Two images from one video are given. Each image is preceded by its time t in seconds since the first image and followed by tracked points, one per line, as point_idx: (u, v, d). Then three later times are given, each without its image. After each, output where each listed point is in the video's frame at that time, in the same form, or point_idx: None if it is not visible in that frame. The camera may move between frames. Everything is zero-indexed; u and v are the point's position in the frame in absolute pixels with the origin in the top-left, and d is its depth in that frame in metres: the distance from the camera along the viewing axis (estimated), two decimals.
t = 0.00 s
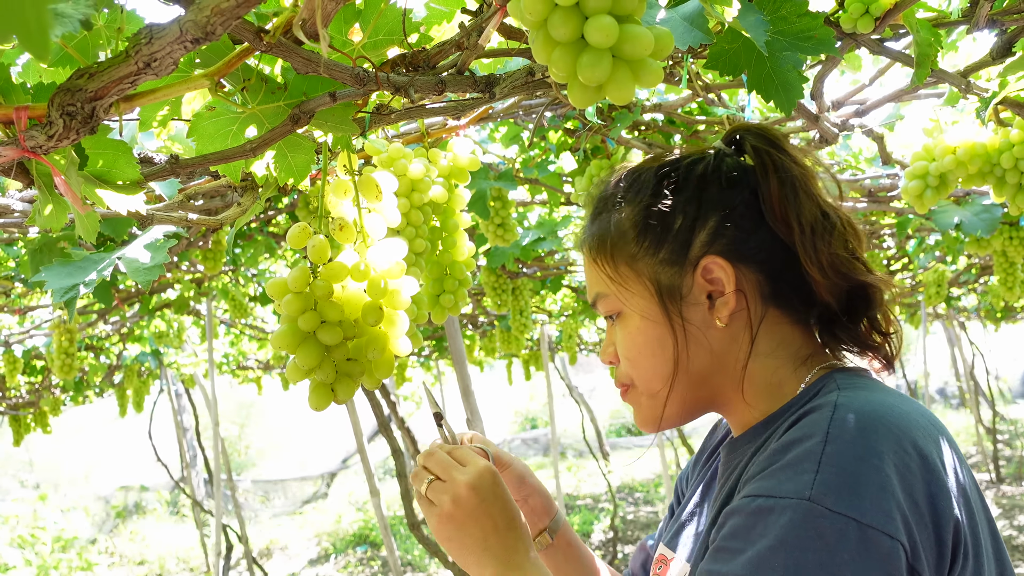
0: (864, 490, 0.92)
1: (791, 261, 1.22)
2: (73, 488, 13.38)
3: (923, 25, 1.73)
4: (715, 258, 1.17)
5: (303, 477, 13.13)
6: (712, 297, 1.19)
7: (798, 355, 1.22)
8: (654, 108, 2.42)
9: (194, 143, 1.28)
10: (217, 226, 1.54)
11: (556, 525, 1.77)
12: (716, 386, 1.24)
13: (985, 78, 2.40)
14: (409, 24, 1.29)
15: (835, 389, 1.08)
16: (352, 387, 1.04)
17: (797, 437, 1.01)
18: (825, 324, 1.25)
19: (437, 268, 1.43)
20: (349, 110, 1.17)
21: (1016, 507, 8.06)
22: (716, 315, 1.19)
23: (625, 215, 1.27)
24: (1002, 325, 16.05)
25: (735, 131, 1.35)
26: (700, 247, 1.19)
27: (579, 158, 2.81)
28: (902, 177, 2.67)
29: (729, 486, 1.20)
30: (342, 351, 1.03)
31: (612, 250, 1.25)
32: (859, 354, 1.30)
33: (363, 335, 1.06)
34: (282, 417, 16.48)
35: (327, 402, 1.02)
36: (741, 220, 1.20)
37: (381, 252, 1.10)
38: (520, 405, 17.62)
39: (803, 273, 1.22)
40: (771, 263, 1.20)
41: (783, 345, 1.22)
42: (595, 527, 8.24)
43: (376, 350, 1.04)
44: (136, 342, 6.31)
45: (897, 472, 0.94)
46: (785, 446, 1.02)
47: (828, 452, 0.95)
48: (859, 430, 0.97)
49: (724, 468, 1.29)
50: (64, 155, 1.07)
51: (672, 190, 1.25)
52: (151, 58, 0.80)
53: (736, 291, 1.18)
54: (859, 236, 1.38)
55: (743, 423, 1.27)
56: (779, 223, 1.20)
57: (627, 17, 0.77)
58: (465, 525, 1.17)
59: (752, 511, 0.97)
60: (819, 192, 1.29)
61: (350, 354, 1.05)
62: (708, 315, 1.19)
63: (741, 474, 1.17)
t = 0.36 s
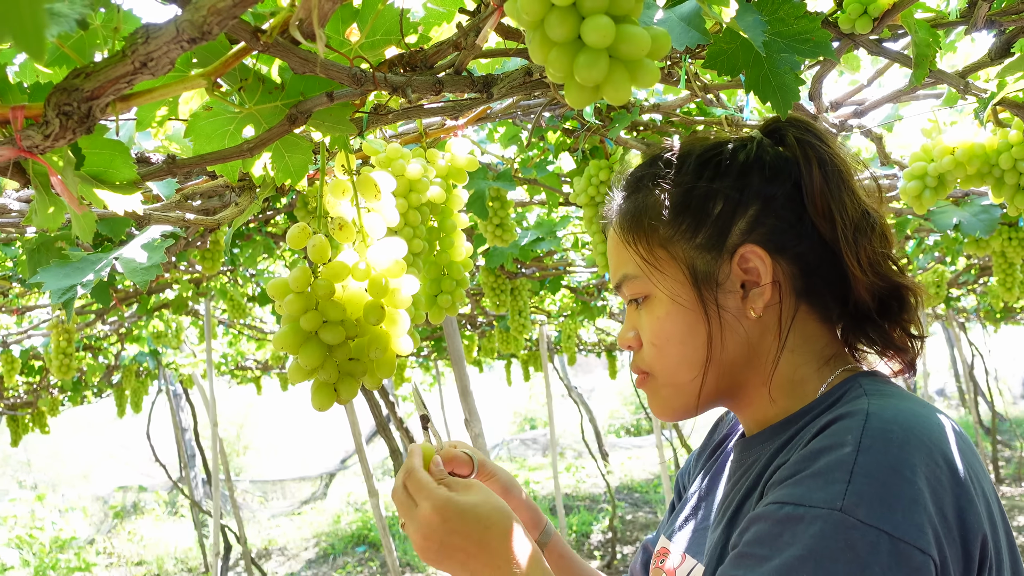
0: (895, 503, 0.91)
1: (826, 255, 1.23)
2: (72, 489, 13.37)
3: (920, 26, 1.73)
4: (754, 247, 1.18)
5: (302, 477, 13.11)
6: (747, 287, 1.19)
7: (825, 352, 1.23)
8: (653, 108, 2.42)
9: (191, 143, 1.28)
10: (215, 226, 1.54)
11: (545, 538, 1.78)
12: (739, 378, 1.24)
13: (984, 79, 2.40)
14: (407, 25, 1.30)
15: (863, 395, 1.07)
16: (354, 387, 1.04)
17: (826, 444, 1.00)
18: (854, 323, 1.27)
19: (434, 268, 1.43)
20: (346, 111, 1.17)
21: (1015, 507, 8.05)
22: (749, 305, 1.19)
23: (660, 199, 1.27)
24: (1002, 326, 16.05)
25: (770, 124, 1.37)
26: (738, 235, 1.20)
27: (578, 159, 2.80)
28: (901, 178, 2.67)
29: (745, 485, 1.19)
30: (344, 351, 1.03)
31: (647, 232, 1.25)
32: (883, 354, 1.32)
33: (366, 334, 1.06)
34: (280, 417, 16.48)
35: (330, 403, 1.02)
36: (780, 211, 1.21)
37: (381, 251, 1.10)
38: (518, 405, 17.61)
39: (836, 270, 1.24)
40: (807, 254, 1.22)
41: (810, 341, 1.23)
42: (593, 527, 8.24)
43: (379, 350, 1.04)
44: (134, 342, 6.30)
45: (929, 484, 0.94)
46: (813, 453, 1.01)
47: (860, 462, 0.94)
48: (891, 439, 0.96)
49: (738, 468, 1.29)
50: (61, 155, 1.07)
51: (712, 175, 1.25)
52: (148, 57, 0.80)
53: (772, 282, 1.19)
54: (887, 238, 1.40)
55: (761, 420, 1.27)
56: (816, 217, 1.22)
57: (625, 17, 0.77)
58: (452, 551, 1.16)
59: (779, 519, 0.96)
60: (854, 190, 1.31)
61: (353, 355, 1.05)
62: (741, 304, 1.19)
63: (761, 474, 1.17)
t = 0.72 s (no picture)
0: (901, 508, 0.91)
1: (833, 253, 1.23)
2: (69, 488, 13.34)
3: (920, 26, 1.73)
4: (761, 245, 1.18)
5: (299, 476, 13.11)
6: (753, 286, 1.20)
7: (831, 351, 1.24)
8: (652, 108, 2.42)
9: (190, 142, 1.28)
10: (213, 224, 1.54)
11: (554, 538, 1.77)
12: (745, 378, 1.24)
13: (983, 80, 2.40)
14: (406, 23, 1.30)
15: (868, 398, 1.07)
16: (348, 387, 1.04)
17: (831, 448, 1.00)
18: (861, 321, 1.27)
19: (433, 267, 1.43)
20: (345, 110, 1.16)
21: (1012, 508, 8.07)
22: (756, 304, 1.20)
23: (666, 197, 1.27)
24: (1000, 327, 16.08)
25: (777, 120, 1.36)
26: (746, 234, 1.20)
27: (577, 158, 2.80)
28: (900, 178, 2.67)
29: (749, 485, 1.20)
30: (339, 350, 1.03)
31: (653, 231, 1.25)
32: (889, 351, 1.32)
33: (361, 334, 1.06)
34: (278, 416, 16.46)
35: (322, 402, 1.02)
36: (787, 209, 1.21)
37: (377, 251, 1.10)
38: (517, 405, 17.60)
39: (843, 269, 1.24)
40: (814, 252, 1.22)
41: (816, 340, 1.23)
42: (592, 527, 8.25)
43: (373, 351, 1.04)
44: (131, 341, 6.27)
45: (935, 489, 0.94)
46: (818, 456, 1.01)
47: (866, 468, 0.94)
48: (897, 444, 0.96)
49: (743, 467, 1.29)
50: (60, 153, 1.06)
51: (719, 173, 1.25)
52: (147, 55, 0.79)
53: (779, 281, 1.19)
54: (892, 236, 1.40)
55: (766, 420, 1.28)
56: (823, 215, 1.22)
57: (625, 17, 0.77)
58: (459, 545, 1.16)
59: (784, 522, 0.96)
60: (861, 188, 1.31)
61: (347, 355, 1.04)
62: (747, 303, 1.20)
63: (765, 475, 1.17)
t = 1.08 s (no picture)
0: (902, 503, 0.91)
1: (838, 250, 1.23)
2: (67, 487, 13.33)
3: (919, 25, 1.73)
4: (766, 242, 1.18)
5: (298, 475, 13.11)
6: (758, 282, 1.19)
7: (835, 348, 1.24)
8: (651, 107, 2.42)
9: (189, 142, 1.28)
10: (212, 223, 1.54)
11: (548, 535, 1.77)
12: (749, 375, 1.24)
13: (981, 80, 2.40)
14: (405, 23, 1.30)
15: (870, 394, 1.07)
16: (352, 386, 1.04)
17: (832, 444, 1.00)
18: (865, 320, 1.27)
19: (432, 266, 1.42)
20: (344, 109, 1.16)
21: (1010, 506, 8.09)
22: (760, 300, 1.19)
23: (672, 192, 1.27)
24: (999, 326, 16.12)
25: (785, 117, 1.36)
26: (751, 230, 1.20)
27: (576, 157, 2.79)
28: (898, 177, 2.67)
29: (751, 482, 1.20)
30: (343, 348, 1.03)
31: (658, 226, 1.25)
32: (893, 348, 1.32)
33: (365, 331, 1.06)
34: (277, 414, 16.46)
35: (328, 402, 1.02)
36: (793, 206, 1.21)
37: (379, 248, 1.09)
38: (515, 403, 17.61)
39: (849, 267, 1.24)
40: (819, 249, 1.21)
41: (820, 337, 1.23)
42: (590, 526, 8.26)
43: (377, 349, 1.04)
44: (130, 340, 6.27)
45: (935, 484, 0.94)
46: (819, 452, 1.01)
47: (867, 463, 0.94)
48: (898, 440, 0.96)
49: (745, 464, 1.29)
50: (59, 153, 1.06)
51: (724, 169, 1.25)
52: (146, 55, 0.79)
53: (784, 277, 1.19)
54: (899, 234, 1.40)
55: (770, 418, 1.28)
56: (829, 212, 1.22)
57: (625, 17, 0.77)
58: (456, 527, 1.18)
59: (785, 517, 0.96)
60: (867, 186, 1.31)
61: (351, 353, 1.04)
62: (752, 299, 1.20)
63: (767, 472, 1.17)
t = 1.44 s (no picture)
0: (896, 501, 0.91)
1: (839, 248, 1.23)
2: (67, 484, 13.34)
3: (918, 24, 1.73)
4: (767, 236, 1.18)
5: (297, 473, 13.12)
6: (758, 277, 1.20)
7: (833, 346, 1.24)
8: (649, 106, 2.43)
9: (187, 139, 1.28)
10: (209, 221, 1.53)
11: (542, 537, 1.76)
12: (746, 370, 1.24)
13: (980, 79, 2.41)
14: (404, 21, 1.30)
15: (868, 393, 1.07)
16: (344, 385, 1.04)
17: (828, 442, 1.00)
18: (865, 318, 1.27)
19: (430, 265, 1.42)
20: (342, 107, 1.16)
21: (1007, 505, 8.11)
22: (760, 295, 1.20)
23: (675, 185, 1.27)
24: (997, 325, 16.15)
25: (791, 115, 1.36)
26: (752, 224, 1.20)
27: (574, 156, 2.79)
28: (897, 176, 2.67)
29: (748, 480, 1.20)
30: (336, 348, 1.04)
31: (660, 219, 1.26)
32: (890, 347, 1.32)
33: (357, 330, 1.06)
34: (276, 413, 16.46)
35: (320, 400, 1.02)
36: (794, 203, 1.21)
37: (375, 248, 1.09)
38: (514, 402, 17.62)
39: (849, 265, 1.24)
40: (820, 246, 1.22)
41: (818, 334, 1.23)
42: (589, 524, 8.28)
43: (370, 349, 1.04)
44: (128, 338, 6.27)
45: (930, 483, 0.94)
46: (815, 450, 1.01)
47: (862, 461, 0.95)
48: (893, 438, 0.96)
49: (744, 463, 1.29)
50: (56, 150, 1.06)
51: (727, 164, 1.25)
52: (143, 53, 0.79)
53: (784, 273, 1.19)
54: (902, 234, 1.40)
55: (767, 416, 1.28)
56: (831, 209, 1.22)
57: (623, 14, 0.77)
58: (422, 555, 1.18)
59: (779, 515, 0.97)
60: (870, 185, 1.31)
61: (344, 352, 1.05)
62: (751, 294, 1.20)
63: (764, 469, 1.18)
